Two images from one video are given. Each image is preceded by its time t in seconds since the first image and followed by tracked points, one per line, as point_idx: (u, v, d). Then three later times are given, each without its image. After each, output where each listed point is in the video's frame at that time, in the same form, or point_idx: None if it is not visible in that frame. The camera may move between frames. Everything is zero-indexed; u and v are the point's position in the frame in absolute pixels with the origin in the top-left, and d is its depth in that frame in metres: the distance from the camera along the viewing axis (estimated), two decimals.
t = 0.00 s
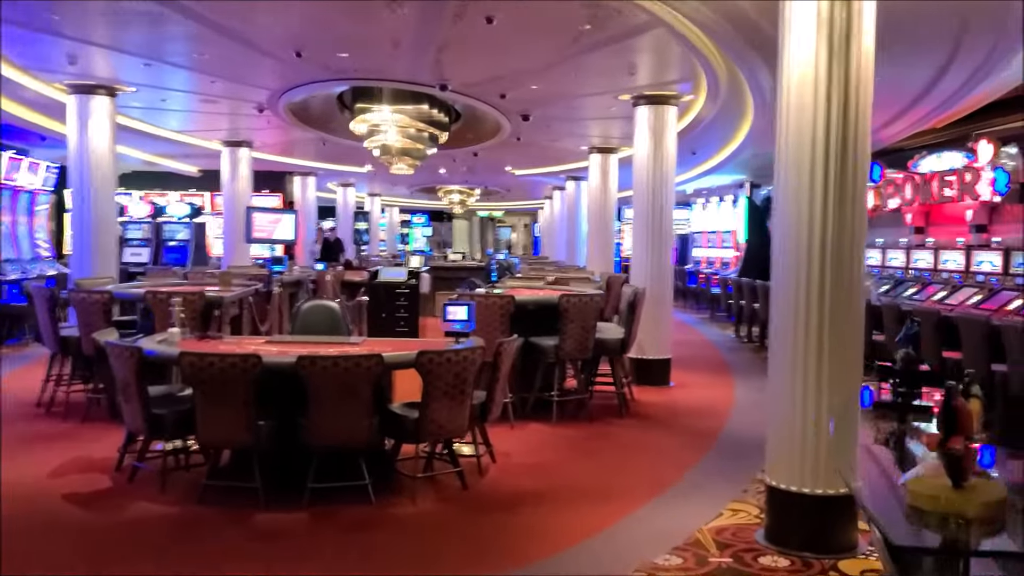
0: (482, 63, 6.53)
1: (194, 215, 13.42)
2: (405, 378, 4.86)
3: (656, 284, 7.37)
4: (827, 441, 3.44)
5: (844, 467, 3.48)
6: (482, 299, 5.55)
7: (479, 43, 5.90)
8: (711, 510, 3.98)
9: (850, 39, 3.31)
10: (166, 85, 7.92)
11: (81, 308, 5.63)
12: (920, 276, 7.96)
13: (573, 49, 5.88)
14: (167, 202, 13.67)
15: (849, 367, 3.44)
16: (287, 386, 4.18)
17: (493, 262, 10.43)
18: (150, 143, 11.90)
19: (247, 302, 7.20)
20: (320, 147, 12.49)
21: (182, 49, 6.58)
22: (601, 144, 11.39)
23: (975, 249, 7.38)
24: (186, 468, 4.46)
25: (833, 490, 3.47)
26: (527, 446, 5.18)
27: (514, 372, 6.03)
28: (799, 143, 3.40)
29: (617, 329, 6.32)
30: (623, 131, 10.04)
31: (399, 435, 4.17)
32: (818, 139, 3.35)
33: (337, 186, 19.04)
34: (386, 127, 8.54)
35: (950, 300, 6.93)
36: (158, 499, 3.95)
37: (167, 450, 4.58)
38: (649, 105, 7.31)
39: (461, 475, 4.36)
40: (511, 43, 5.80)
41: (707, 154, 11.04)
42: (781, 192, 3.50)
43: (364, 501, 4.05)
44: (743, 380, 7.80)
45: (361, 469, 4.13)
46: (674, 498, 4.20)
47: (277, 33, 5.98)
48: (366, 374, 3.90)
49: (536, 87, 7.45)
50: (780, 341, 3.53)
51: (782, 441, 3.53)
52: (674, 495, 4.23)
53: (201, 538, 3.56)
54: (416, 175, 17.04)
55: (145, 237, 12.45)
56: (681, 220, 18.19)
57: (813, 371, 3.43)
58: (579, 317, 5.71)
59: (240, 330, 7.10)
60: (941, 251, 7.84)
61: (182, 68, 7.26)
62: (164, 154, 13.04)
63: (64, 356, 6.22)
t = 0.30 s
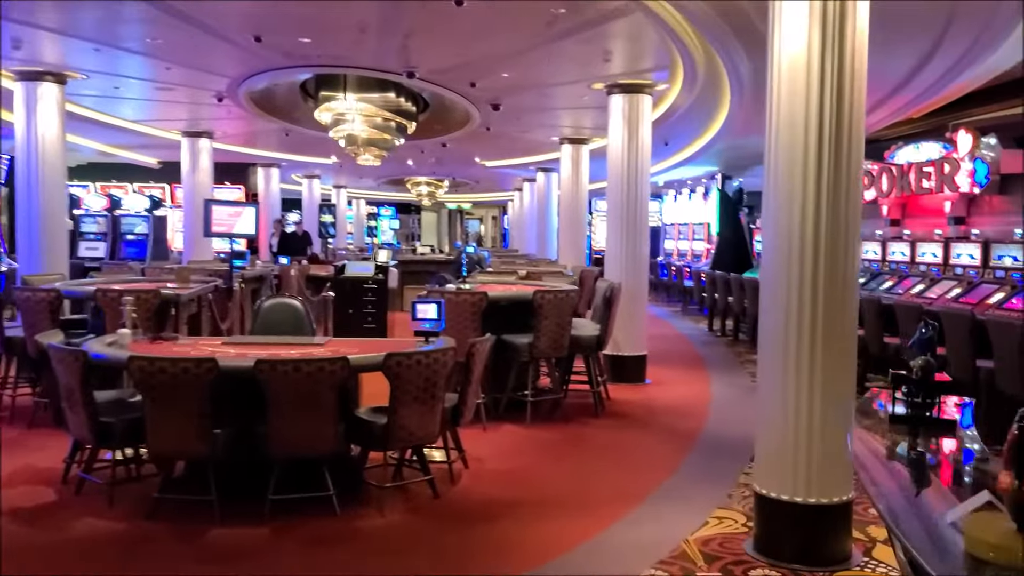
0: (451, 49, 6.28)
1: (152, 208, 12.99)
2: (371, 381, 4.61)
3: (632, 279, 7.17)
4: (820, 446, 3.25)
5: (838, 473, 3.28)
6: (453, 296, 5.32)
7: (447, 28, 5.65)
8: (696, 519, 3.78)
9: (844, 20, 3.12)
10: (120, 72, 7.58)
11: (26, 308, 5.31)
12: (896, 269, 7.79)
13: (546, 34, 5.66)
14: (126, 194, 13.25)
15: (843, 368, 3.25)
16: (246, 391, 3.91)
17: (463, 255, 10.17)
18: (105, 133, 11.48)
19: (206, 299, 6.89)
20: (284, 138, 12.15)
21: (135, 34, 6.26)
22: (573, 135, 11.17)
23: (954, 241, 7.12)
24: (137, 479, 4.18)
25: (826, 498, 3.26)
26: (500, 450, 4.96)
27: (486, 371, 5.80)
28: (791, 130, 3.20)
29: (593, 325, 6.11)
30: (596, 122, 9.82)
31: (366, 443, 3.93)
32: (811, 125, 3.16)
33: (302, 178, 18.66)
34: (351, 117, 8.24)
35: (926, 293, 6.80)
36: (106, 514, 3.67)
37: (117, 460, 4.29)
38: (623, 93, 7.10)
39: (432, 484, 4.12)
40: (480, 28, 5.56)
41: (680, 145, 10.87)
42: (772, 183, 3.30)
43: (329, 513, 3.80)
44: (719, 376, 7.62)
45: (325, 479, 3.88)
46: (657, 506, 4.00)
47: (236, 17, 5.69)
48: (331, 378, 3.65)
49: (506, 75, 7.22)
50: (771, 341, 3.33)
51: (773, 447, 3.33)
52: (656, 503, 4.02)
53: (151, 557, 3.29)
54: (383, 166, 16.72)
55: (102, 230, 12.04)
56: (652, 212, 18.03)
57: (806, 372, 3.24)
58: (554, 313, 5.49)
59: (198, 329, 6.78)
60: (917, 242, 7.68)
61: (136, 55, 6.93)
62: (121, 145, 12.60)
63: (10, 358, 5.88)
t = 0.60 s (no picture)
0: (418, 26, 6.02)
1: (109, 194, 12.57)
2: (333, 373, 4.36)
3: (605, 267, 6.96)
4: (810, 441, 3.05)
5: (829, 470, 3.08)
6: (420, 284, 5.07)
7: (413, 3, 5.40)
8: (677, 519, 3.58)
9: None
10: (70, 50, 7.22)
11: None
12: (872, 257, 7.67)
13: (517, 10, 5.42)
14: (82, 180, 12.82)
15: (834, 358, 3.05)
16: (196, 386, 3.64)
17: (431, 243, 9.91)
18: (58, 116, 11.05)
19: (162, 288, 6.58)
20: (246, 122, 11.79)
21: (83, 8, 5.93)
22: (544, 120, 10.93)
23: (933, 227, 6.99)
24: (80, 480, 3.90)
25: (817, 497, 3.07)
26: (470, 445, 4.73)
27: (455, 362, 5.57)
28: (781, 104, 2.98)
29: (566, 314, 5.90)
30: (567, 106, 9.59)
31: (326, 440, 3.68)
32: (802, 99, 2.95)
33: (267, 164, 18.25)
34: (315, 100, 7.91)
35: (904, 281, 6.66)
36: (43, 521, 3.39)
37: (59, 459, 4.01)
38: (597, 75, 6.86)
39: (398, 483, 3.89)
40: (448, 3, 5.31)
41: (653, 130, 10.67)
42: (760, 161, 3.09)
43: (286, 515, 3.55)
44: (694, 366, 7.45)
45: (282, 479, 3.63)
46: (635, 504, 3.79)
47: None
48: (288, 372, 3.40)
49: (475, 55, 6.96)
50: (758, 329, 3.12)
51: (761, 442, 3.13)
52: (635, 501, 3.82)
53: (90, 567, 3.03)
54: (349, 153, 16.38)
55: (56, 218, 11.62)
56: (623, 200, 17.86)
57: (795, 362, 3.03)
58: (526, 302, 5.26)
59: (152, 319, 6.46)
60: (894, 229, 7.55)
61: (85, 31, 6.59)
62: (75, 129, 12.17)
63: None
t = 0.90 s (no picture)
0: (386, 10, 5.76)
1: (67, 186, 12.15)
2: (294, 377, 4.10)
3: (580, 261, 6.74)
4: (805, 449, 2.84)
5: (824, 480, 2.88)
6: (388, 280, 4.82)
7: None
8: (662, 531, 3.37)
9: None
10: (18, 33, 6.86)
11: None
12: (852, 250, 7.52)
13: None
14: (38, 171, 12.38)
15: (830, 360, 2.85)
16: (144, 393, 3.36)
17: (401, 236, 9.64)
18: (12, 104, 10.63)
19: (117, 284, 6.28)
20: (209, 112, 11.43)
21: None
22: (516, 110, 10.69)
23: (914, 220, 6.84)
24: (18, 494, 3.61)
25: (812, 509, 2.87)
26: (440, 450, 4.50)
27: (424, 361, 5.33)
28: (774, 86, 2.77)
29: (540, 310, 5.67)
30: (541, 95, 9.36)
31: (285, 449, 3.43)
32: (796, 81, 2.74)
33: (233, 156, 17.84)
34: (277, 86, 7.57)
35: (886, 275, 6.50)
36: None
37: None
38: (571, 62, 6.63)
39: (364, 493, 3.65)
40: None
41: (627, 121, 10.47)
42: (751, 148, 2.87)
43: (243, 530, 3.30)
44: (672, 362, 7.26)
45: (238, 491, 3.37)
46: (617, 513, 3.58)
47: None
48: (242, 376, 3.14)
49: (446, 41, 6.72)
50: (749, 328, 2.91)
51: (752, 449, 2.91)
52: (616, 510, 3.61)
53: None
54: (317, 144, 16.03)
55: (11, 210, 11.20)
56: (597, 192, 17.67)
57: (789, 364, 2.82)
58: (499, 298, 5.02)
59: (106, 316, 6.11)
60: (874, 222, 7.40)
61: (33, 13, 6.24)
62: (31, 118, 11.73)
63: None
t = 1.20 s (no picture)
0: None
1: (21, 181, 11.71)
2: (256, 383, 3.84)
3: (556, 259, 6.54)
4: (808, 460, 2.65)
5: (827, 494, 2.69)
6: (356, 279, 4.58)
7: None
8: (651, 546, 3.17)
9: None
10: None
11: None
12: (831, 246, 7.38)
13: None
14: None
15: (834, 366, 2.66)
16: (90, 404, 3.09)
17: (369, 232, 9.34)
18: None
19: (70, 284, 5.95)
20: (170, 105, 11.06)
21: None
22: (487, 103, 10.44)
23: (895, 215, 6.70)
24: None
25: (816, 525, 2.68)
26: (413, 458, 4.26)
27: (395, 364, 5.09)
28: (773, 70, 2.57)
29: (516, 310, 5.45)
30: (513, 88, 9.13)
31: (247, 464, 3.18)
32: (798, 64, 2.54)
33: (196, 151, 17.41)
34: (241, 76, 7.25)
35: (866, 271, 6.35)
36: None
37: None
38: (546, 51, 6.41)
39: (332, 509, 3.41)
40: None
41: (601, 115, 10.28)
42: (748, 136, 2.67)
43: (200, 552, 3.04)
44: (649, 360, 7.07)
45: (195, 509, 3.11)
46: (602, 526, 3.38)
47: None
48: (198, 385, 2.88)
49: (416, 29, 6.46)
50: (746, 329, 2.71)
51: (750, 461, 2.72)
52: (599, 524, 3.39)
53: None
54: (283, 138, 15.67)
55: None
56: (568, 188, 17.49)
57: (791, 371, 2.62)
58: (473, 297, 4.80)
59: (55, 318, 5.94)
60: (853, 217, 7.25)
61: None
62: None
63: None
